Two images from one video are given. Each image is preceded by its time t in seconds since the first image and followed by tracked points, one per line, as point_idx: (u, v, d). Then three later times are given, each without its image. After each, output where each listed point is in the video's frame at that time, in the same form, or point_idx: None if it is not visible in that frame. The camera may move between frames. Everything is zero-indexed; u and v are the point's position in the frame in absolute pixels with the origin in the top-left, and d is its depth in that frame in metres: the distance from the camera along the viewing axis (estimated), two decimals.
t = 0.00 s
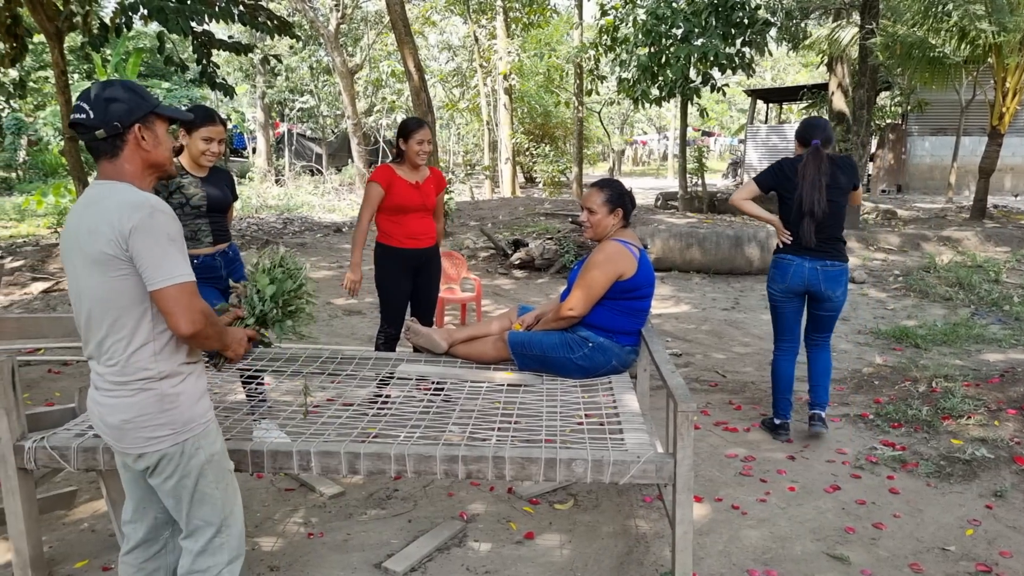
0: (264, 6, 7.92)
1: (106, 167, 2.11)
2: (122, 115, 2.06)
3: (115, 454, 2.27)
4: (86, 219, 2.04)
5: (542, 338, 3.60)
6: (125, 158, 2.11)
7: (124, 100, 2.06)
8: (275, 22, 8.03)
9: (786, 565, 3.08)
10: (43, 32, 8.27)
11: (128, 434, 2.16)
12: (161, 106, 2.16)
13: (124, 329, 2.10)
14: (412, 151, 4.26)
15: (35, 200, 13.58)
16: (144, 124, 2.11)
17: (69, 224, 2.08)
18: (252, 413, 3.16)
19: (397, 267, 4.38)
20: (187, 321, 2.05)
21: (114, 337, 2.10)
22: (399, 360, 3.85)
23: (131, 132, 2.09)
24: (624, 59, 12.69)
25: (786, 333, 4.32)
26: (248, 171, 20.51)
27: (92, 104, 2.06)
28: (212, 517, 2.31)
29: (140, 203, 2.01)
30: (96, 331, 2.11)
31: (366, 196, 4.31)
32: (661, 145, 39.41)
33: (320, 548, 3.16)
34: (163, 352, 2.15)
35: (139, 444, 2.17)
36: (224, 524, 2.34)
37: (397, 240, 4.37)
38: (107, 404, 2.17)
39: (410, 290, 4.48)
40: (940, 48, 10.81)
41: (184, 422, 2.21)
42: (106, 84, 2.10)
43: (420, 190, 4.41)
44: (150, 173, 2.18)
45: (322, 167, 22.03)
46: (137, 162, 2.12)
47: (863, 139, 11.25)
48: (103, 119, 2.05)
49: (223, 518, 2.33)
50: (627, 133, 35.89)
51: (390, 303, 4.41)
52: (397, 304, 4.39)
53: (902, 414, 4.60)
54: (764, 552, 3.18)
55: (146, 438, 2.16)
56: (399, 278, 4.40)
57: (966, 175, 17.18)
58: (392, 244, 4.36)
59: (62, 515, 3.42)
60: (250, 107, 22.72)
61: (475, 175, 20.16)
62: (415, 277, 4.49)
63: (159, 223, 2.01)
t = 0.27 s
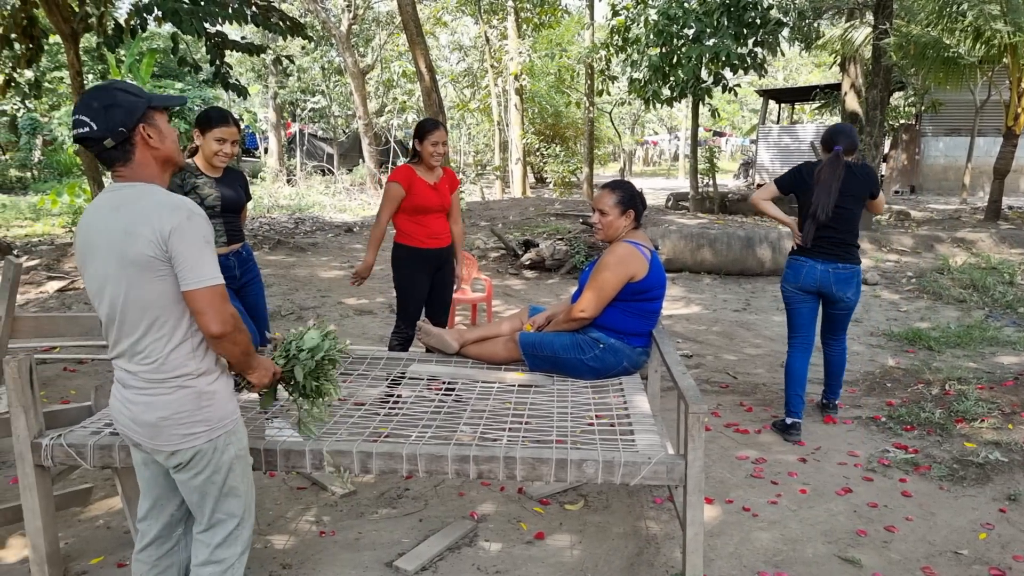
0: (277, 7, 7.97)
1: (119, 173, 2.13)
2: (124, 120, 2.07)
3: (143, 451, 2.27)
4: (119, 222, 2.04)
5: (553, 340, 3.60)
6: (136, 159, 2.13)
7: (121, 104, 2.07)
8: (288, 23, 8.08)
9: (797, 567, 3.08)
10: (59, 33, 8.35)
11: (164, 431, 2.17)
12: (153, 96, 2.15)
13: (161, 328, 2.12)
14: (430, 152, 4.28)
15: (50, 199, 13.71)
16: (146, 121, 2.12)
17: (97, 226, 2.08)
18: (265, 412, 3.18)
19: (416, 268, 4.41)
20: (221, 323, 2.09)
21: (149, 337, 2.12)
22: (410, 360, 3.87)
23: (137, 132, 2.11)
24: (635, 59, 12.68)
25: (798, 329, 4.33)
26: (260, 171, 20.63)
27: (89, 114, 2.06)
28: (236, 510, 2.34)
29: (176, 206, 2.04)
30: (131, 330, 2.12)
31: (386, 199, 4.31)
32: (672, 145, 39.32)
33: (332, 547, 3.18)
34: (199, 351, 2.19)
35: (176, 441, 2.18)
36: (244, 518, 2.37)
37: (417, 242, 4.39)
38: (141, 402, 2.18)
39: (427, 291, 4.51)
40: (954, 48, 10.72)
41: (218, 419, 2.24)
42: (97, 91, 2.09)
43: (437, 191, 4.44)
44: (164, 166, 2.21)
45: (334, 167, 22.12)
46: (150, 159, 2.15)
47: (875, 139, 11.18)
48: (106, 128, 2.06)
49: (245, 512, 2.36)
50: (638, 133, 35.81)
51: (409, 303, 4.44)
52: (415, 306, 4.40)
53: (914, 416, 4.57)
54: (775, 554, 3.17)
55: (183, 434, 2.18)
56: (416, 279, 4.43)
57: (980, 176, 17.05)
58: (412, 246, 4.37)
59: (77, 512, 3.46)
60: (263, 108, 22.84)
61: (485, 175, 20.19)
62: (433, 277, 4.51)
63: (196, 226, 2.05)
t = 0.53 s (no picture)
0: (286, 7, 7.99)
1: (138, 172, 2.14)
2: (147, 120, 2.08)
3: (156, 446, 2.27)
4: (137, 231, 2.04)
5: (561, 340, 3.61)
6: (155, 159, 2.15)
7: (145, 103, 2.08)
8: (296, 23, 8.11)
9: (805, 568, 3.07)
10: (70, 34, 8.41)
11: (182, 426, 2.17)
12: (177, 96, 2.17)
13: (187, 331, 2.14)
14: (442, 154, 4.32)
15: (61, 199, 13.81)
16: (168, 122, 2.13)
17: (116, 236, 2.09)
18: (273, 411, 3.19)
19: (433, 270, 4.43)
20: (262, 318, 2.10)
21: (175, 341, 2.14)
22: (418, 360, 3.87)
23: (159, 133, 2.12)
24: (643, 59, 12.67)
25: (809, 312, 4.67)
26: (269, 171, 20.73)
27: (114, 111, 2.07)
28: (239, 512, 2.33)
29: (194, 212, 2.04)
30: (155, 334, 2.13)
31: (406, 204, 4.32)
32: (681, 145, 39.26)
33: (339, 546, 3.19)
34: (222, 349, 2.21)
35: (195, 437, 2.19)
36: (247, 521, 2.37)
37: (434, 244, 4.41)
38: (161, 400, 2.18)
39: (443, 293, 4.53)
40: (964, 47, 10.64)
41: (236, 417, 2.26)
42: (119, 87, 2.10)
43: (450, 193, 4.49)
44: (181, 167, 2.23)
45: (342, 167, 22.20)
46: (168, 159, 2.16)
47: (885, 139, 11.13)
48: (128, 127, 2.07)
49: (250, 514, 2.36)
50: (646, 133, 35.73)
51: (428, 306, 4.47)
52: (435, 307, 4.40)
53: (923, 417, 4.55)
54: (783, 555, 3.16)
55: (202, 430, 2.19)
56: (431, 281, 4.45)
57: (991, 176, 16.95)
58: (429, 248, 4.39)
59: (87, 510, 3.48)
60: (271, 108, 22.93)
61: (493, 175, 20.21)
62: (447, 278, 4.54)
63: (216, 230, 2.05)
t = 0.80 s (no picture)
0: (287, 7, 7.99)
1: (146, 169, 2.12)
2: (165, 117, 2.07)
3: (156, 448, 2.24)
4: (143, 233, 2.02)
5: (561, 340, 3.59)
6: (165, 159, 2.12)
7: (166, 101, 2.07)
8: (297, 23, 8.10)
9: (805, 570, 3.05)
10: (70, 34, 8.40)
11: (187, 428, 2.15)
12: (198, 103, 2.17)
13: (195, 332, 2.12)
14: (445, 155, 4.30)
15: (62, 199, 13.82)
16: (186, 125, 2.12)
17: (120, 238, 2.06)
18: (271, 412, 3.18)
19: (436, 271, 4.40)
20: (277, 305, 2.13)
21: (183, 343, 2.12)
22: (417, 361, 3.86)
23: (174, 133, 2.11)
24: (645, 59, 12.64)
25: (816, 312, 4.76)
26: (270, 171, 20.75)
27: (132, 104, 2.06)
28: (233, 518, 2.29)
29: (203, 213, 2.04)
30: (161, 337, 2.11)
31: (410, 205, 4.26)
32: (682, 145, 39.23)
33: (337, 547, 3.17)
34: (229, 349, 2.21)
35: (199, 439, 2.16)
36: (241, 527, 2.33)
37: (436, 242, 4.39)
38: (165, 402, 2.15)
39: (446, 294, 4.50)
40: (966, 47, 10.60)
41: (240, 419, 2.24)
42: (145, 82, 2.10)
43: (450, 192, 4.47)
44: (187, 173, 2.20)
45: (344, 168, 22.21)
46: (177, 161, 2.14)
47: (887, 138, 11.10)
48: (145, 121, 2.06)
49: (244, 520, 2.32)
50: (648, 133, 35.66)
51: (431, 307, 4.43)
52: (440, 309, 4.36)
53: (925, 418, 4.52)
54: (783, 557, 3.15)
55: (205, 432, 2.16)
56: (435, 282, 4.41)
57: (993, 176, 16.91)
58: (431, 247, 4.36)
59: (83, 511, 3.47)
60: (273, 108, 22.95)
61: (494, 175, 20.20)
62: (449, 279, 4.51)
63: (225, 230, 2.05)
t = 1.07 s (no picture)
0: (286, 7, 7.99)
1: (147, 163, 2.09)
2: (171, 112, 2.05)
3: (155, 449, 2.24)
4: (141, 232, 2.02)
5: (559, 338, 3.58)
6: (167, 153, 2.10)
7: (173, 96, 2.06)
8: (296, 23, 8.10)
9: (805, 568, 3.04)
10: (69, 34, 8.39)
11: (183, 427, 2.14)
12: (202, 101, 2.16)
13: (193, 332, 2.12)
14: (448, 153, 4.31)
15: (61, 199, 13.81)
16: (190, 121, 2.11)
17: (119, 237, 2.05)
18: (269, 411, 3.17)
19: (435, 270, 4.41)
20: (276, 305, 2.12)
21: (182, 343, 2.11)
22: (415, 359, 3.85)
23: (178, 128, 2.09)
24: (645, 58, 12.63)
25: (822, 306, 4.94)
26: (270, 171, 20.75)
27: (139, 96, 2.04)
28: (225, 521, 2.26)
29: (201, 213, 2.03)
30: (160, 336, 2.10)
31: (414, 205, 4.23)
32: (682, 145, 39.23)
33: (335, 546, 3.17)
34: (228, 351, 2.20)
35: (196, 438, 2.16)
36: (234, 530, 2.30)
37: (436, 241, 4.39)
38: (164, 401, 2.15)
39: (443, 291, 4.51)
40: (965, 46, 10.58)
41: (238, 421, 2.23)
42: (151, 77, 2.08)
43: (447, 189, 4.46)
44: (188, 170, 2.18)
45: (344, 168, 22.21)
46: (179, 156, 2.11)
47: (887, 138, 11.09)
48: (150, 114, 2.03)
49: (236, 524, 2.29)
50: (648, 133, 35.63)
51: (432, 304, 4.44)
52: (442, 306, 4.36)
53: (925, 417, 4.52)
54: (782, 555, 3.14)
55: (202, 433, 2.16)
56: (433, 279, 4.42)
57: (992, 176, 16.90)
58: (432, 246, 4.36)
59: (80, 511, 3.46)
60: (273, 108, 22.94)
61: (494, 175, 20.20)
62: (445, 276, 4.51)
63: (221, 229, 2.04)
